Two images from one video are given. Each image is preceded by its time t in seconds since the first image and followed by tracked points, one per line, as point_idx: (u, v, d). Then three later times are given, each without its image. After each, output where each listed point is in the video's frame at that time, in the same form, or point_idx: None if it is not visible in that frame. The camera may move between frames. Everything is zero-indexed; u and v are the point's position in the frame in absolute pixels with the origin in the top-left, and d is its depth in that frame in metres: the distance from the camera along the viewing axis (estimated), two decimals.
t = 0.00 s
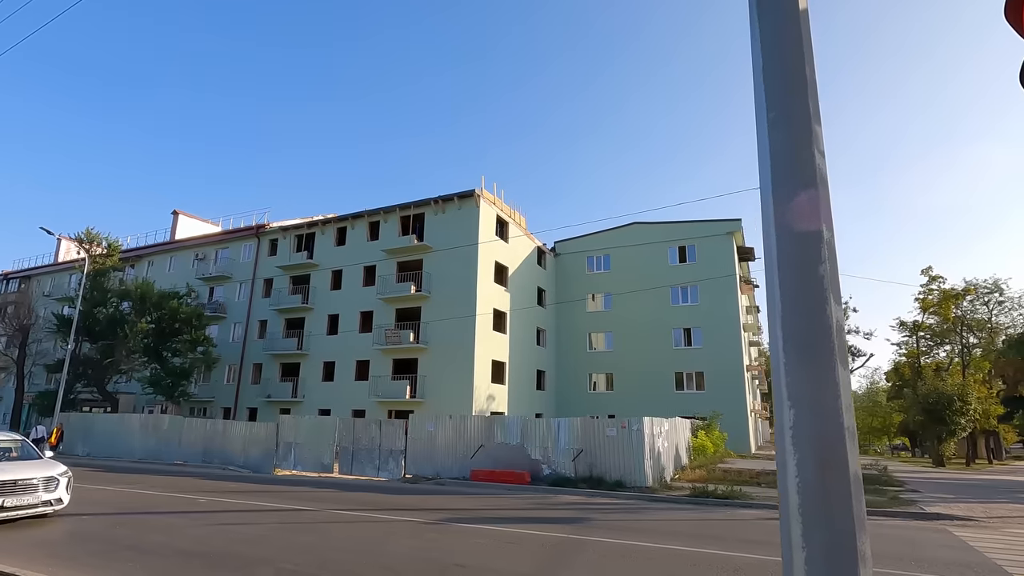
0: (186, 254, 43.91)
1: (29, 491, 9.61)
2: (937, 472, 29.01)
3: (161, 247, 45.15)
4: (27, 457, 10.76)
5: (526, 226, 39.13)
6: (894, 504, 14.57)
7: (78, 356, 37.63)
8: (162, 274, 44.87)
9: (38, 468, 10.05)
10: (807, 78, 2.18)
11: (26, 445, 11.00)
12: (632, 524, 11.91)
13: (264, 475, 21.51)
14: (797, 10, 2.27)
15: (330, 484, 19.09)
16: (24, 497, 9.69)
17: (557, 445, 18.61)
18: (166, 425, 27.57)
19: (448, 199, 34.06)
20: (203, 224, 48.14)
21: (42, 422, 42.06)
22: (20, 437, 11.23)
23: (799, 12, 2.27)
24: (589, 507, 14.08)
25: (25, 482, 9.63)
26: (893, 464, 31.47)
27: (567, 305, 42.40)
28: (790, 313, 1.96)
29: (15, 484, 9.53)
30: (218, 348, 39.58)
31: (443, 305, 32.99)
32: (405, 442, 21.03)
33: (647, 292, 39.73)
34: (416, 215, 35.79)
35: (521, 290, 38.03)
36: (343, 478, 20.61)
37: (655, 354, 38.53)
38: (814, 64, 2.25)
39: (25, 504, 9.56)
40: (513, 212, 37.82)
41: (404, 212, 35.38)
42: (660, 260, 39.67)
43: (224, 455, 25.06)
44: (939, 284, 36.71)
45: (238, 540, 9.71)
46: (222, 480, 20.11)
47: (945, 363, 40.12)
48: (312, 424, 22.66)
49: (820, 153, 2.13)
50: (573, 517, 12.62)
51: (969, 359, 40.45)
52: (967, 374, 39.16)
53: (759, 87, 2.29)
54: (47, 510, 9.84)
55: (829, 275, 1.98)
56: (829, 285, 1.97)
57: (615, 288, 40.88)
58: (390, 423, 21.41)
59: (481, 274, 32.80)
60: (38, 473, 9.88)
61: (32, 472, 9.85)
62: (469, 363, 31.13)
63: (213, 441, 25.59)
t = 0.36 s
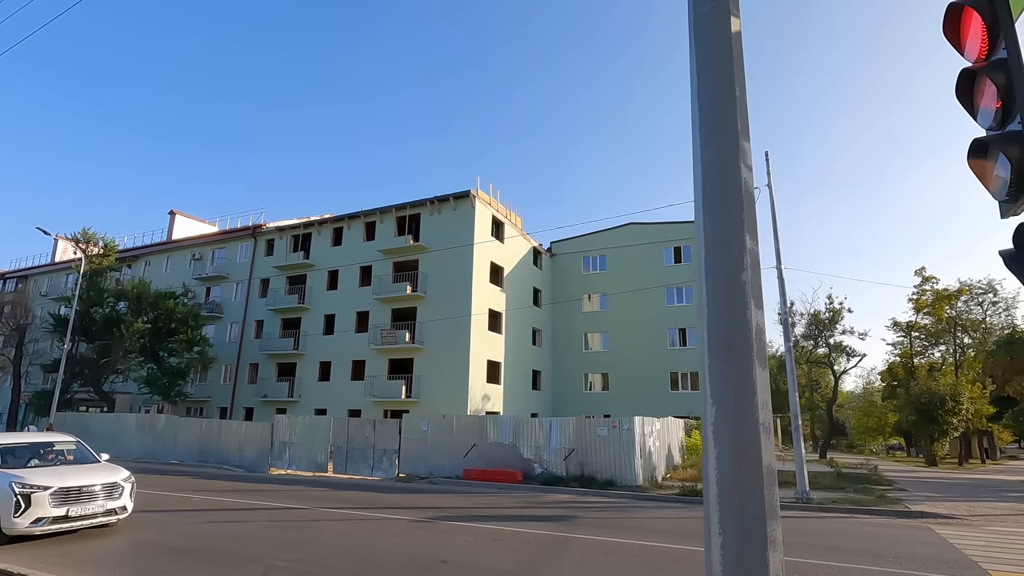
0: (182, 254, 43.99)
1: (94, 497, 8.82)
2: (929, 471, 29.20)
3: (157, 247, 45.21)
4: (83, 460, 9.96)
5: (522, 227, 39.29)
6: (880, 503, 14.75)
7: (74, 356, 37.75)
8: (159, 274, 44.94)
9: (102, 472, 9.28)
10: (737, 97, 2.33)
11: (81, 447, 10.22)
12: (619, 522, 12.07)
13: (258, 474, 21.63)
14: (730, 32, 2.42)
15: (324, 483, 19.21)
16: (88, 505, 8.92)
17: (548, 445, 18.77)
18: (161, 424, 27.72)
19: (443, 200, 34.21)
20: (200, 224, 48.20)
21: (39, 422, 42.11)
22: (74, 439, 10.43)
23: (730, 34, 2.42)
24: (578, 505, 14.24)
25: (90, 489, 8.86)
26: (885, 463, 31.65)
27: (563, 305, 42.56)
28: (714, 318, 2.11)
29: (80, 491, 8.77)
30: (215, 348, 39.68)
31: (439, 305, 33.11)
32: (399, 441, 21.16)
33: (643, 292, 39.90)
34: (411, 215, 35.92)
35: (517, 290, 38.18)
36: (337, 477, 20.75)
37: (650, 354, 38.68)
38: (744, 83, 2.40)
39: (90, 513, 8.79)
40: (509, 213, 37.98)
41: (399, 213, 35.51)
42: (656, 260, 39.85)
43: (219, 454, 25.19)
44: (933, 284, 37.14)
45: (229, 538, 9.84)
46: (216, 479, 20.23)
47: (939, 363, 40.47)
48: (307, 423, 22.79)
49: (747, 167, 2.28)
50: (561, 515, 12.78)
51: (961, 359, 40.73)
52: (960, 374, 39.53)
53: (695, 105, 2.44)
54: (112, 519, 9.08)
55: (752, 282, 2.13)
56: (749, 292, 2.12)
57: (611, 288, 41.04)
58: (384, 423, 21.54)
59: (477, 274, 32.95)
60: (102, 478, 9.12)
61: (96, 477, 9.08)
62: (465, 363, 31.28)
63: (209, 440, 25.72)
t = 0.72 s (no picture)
0: (181, 254, 44.15)
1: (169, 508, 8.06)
2: (922, 470, 29.34)
3: (156, 247, 45.37)
4: (148, 465, 9.15)
5: (519, 227, 39.44)
6: (869, 502, 14.92)
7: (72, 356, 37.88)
8: (157, 274, 45.09)
9: (175, 478, 8.56)
10: (681, 116, 2.48)
11: (145, 450, 9.42)
12: (610, 521, 12.21)
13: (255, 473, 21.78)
14: (676, 54, 2.57)
15: (320, 482, 19.37)
16: (161, 515, 8.19)
17: (542, 444, 18.93)
18: (159, 424, 27.85)
19: (440, 200, 34.36)
20: (198, 225, 48.39)
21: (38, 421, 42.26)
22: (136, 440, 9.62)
23: (677, 56, 2.56)
24: (570, 504, 14.41)
25: (164, 498, 8.13)
26: (880, 463, 31.75)
27: (560, 305, 42.70)
28: (656, 325, 2.26)
29: (155, 500, 8.04)
30: (213, 348, 39.82)
31: (436, 305, 33.23)
32: (395, 441, 21.30)
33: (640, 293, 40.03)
34: (409, 216, 36.07)
35: (514, 290, 38.30)
36: (333, 477, 20.89)
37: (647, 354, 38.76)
38: (691, 103, 2.54)
39: (164, 524, 8.07)
40: (506, 213, 38.13)
41: (397, 213, 35.63)
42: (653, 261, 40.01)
43: (217, 453, 25.35)
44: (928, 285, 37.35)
45: (224, 536, 9.97)
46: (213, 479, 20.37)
47: (935, 363, 40.60)
48: (303, 422, 22.97)
49: (690, 183, 2.43)
50: (553, 514, 12.91)
51: (955, 359, 40.88)
52: (955, 374, 39.69)
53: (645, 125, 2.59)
54: (187, 530, 8.37)
55: (690, 291, 2.28)
56: (689, 300, 2.26)
57: (608, 288, 41.21)
58: (379, 423, 21.68)
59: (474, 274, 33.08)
60: (176, 485, 8.38)
61: (169, 484, 8.36)
62: (461, 363, 31.44)
63: (206, 440, 25.89)
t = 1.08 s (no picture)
0: (182, 255, 44.32)
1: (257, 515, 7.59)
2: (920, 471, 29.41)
3: (157, 248, 45.56)
4: (217, 470, 8.66)
5: (518, 228, 39.57)
6: (862, 501, 15.03)
7: (72, 357, 38.11)
8: (158, 275, 45.27)
9: (257, 484, 8.11)
10: (639, 134, 2.61)
11: (214, 454, 8.94)
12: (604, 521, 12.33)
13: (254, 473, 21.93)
14: (637, 74, 2.69)
15: (318, 481, 19.52)
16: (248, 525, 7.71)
17: (539, 444, 19.08)
18: (159, 424, 28.03)
19: (439, 201, 34.48)
20: (199, 225, 48.60)
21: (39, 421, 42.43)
22: (204, 444, 9.15)
23: (637, 77, 2.69)
24: (566, 503, 14.54)
25: (252, 506, 7.67)
26: (878, 463, 31.82)
27: (559, 305, 42.81)
28: (613, 332, 2.39)
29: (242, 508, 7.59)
30: (213, 348, 39.97)
31: (435, 306, 33.35)
32: (393, 441, 21.44)
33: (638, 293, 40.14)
34: (408, 217, 36.20)
35: (513, 291, 38.43)
36: (332, 476, 21.04)
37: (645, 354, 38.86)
38: (650, 121, 2.68)
39: (253, 534, 7.60)
40: (505, 214, 38.27)
41: (396, 214, 35.76)
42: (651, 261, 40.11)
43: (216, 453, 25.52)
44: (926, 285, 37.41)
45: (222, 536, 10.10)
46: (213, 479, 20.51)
47: (933, 363, 40.64)
48: (302, 422, 23.15)
49: (647, 198, 2.55)
50: (548, 514, 13.01)
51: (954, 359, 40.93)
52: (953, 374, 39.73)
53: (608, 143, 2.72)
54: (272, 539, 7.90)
55: (646, 301, 2.41)
56: (643, 309, 2.40)
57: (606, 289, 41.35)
58: (377, 423, 21.83)
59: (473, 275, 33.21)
60: (262, 491, 7.93)
61: (254, 490, 7.90)
62: (460, 363, 31.57)
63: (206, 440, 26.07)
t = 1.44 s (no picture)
0: (181, 256, 44.47)
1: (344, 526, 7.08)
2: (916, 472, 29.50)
3: (156, 249, 45.69)
4: (285, 476, 8.10)
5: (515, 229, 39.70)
6: (853, 501, 15.17)
7: (72, 358, 38.33)
8: (157, 276, 45.40)
9: (337, 492, 7.61)
10: (595, 146, 2.71)
11: (279, 459, 8.36)
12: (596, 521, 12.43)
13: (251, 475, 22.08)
14: (594, 90, 2.79)
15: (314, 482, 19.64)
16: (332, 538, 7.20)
17: (533, 445, 19.21)
18: (157, 424, 28.16)
19: (436, 203, 34.57)
20: (198, 227, 48.75)
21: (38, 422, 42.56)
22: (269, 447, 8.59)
23: (595, 92, 2.79)
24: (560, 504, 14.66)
25: (336, 516, 7.17)
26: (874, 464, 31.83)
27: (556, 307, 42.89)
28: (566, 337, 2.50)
29: (328, 518, 7.08)
30: (211, 349, 40.11)
31: (432, 307, 33.45)
32: (389, 442, 21.56)
33: (635, 294, 40.22)
34: (406, 218, 36.28)
35: (511, 292, 38.53)
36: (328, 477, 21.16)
37: (643, 355, 38.97)
38: (608, 135, 2.77)
39: (338, 547, 7.09)
40: (502, 215, 38.37)
41: (393, 216, 35.85)
42: (648, 262, 40.23)
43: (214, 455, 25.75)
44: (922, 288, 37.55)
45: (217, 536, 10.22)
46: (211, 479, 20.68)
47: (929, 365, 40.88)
48: (299, 423, 23.31)
49: (603, 209, 2.65)
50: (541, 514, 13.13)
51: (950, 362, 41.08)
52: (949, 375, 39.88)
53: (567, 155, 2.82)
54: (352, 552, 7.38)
55: (598, 307, 2.52)
56: (596, 314, 2.50)
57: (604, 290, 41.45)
58: (374, 424, 21.96)
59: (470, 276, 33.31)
60: (343, 500, 7.43)
61: (335, 499, 7.41)
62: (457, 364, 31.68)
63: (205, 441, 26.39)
